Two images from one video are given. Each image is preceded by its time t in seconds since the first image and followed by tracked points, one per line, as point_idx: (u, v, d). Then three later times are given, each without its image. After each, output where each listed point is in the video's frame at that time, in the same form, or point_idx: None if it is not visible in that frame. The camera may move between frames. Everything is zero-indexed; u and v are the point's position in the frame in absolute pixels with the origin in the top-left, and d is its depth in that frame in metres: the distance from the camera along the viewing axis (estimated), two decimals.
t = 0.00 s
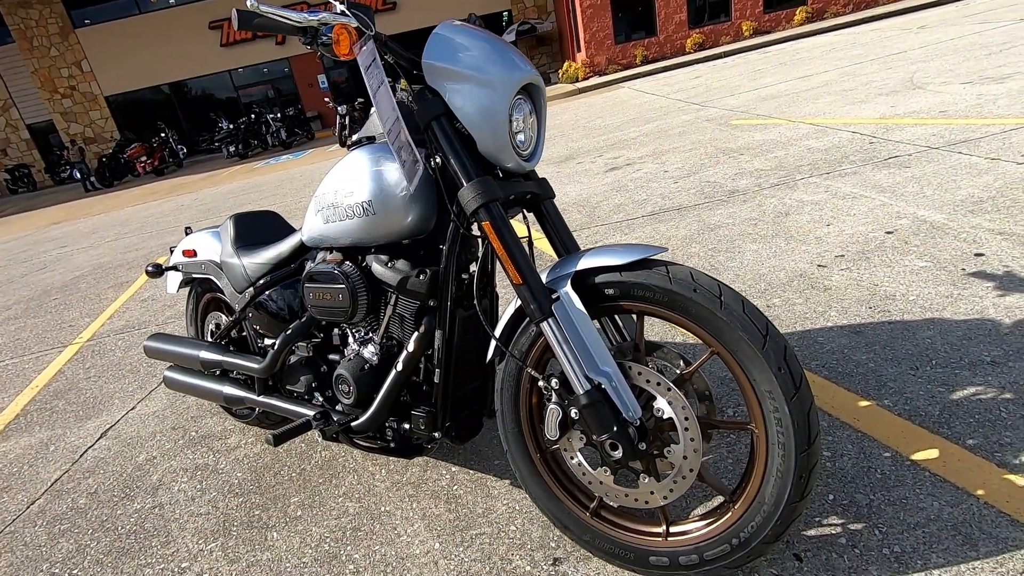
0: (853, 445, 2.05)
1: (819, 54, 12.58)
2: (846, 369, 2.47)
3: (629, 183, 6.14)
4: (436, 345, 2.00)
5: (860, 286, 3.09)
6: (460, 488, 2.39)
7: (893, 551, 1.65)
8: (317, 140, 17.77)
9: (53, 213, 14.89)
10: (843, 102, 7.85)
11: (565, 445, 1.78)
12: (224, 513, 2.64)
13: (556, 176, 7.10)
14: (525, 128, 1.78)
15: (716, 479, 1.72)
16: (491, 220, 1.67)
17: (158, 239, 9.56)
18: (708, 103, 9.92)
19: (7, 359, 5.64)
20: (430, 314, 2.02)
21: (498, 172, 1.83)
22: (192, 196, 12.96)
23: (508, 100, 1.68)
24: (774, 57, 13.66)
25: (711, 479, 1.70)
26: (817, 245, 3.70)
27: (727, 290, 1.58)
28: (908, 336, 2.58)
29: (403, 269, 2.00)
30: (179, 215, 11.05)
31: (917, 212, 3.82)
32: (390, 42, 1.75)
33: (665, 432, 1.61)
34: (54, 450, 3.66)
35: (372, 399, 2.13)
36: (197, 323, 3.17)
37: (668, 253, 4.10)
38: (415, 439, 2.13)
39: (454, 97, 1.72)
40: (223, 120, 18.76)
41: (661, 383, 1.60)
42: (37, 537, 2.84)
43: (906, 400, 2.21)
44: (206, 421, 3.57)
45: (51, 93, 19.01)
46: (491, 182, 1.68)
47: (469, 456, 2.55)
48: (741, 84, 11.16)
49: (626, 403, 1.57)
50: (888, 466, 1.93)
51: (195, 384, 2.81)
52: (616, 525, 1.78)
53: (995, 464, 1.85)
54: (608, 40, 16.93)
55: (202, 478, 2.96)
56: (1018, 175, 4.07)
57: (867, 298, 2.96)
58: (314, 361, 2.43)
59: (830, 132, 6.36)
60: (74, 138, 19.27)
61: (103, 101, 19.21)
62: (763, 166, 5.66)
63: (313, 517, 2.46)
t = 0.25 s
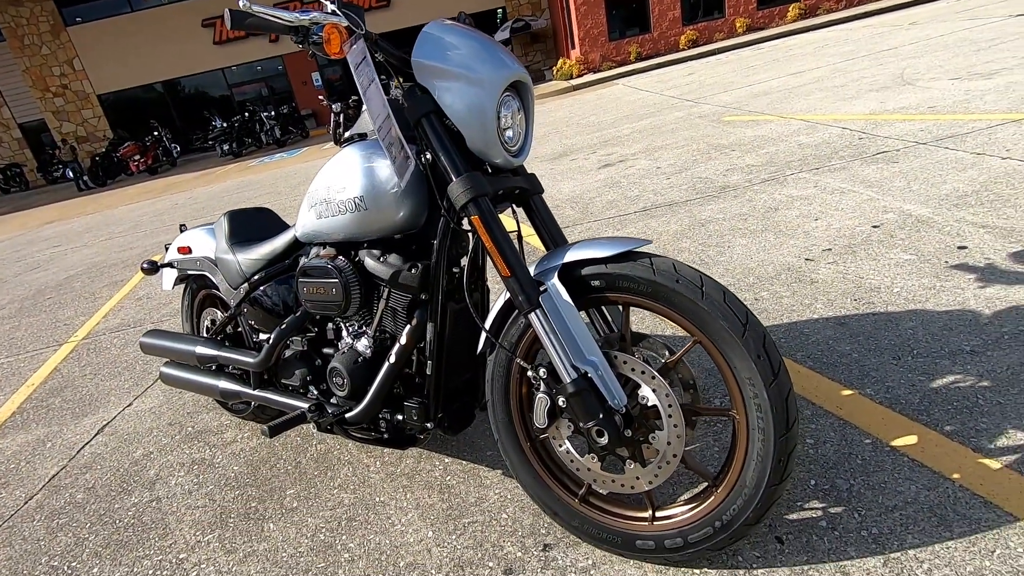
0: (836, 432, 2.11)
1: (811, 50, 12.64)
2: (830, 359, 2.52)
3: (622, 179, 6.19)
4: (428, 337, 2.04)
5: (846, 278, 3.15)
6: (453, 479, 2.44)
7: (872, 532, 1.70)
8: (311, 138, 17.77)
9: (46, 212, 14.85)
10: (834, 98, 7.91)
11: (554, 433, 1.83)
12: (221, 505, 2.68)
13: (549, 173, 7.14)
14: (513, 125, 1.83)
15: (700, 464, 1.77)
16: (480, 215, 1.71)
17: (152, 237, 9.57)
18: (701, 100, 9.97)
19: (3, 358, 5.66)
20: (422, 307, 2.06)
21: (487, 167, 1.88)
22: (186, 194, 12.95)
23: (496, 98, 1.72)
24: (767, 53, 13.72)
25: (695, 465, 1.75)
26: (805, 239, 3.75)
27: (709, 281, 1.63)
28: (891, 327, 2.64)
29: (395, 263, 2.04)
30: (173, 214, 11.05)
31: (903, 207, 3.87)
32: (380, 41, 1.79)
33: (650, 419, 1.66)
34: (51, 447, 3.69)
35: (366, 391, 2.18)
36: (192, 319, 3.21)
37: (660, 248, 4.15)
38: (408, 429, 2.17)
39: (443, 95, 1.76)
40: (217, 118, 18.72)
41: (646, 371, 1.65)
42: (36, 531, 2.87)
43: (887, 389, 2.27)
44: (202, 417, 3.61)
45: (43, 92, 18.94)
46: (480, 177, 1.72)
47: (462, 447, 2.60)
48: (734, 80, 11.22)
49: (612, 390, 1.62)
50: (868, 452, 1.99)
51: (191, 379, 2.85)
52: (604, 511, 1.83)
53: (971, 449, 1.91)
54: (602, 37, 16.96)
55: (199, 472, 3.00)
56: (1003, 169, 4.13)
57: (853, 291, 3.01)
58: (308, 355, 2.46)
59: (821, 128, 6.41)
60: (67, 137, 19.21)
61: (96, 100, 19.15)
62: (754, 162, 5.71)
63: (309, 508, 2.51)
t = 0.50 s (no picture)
0: (818, 415, 2.17)
1: (805, 43, 12.68)
2: (815, 346, 2.58)
3: (616, 172, 6.23)
4: (421, 325, 2.09)
5: (833, 268, 3.20)
6: (448, 464, 2.49)
7: (850, 509, 1.77)
8: (306, 134, 17.76)
9: (42, 209, 14.84)
10: (827, 91, 7.96)
11: (544, 417, 1.88)
12: (220, 493, 2.74)
13: (543, 167, 7.17)
14: (502, 117, 1.88)
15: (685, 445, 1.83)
16: (470, 205, 1.76)
17: (148, 234, 9.59)
18: (695, 94, 10.01)
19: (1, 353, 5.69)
20: (415, 296, 2.11)
21: (477, 158, 1.92)
22: (181, 191, 12.96)
23: (485, 90, 1.77)
24: (761, 47, 13.76)
25: (680, 446, 1.81)
26: (794, 229, 3.80)
27: (692, 267, 1.68)
28: (875, 315, 2.70)
29: (389, 253, 2.09)
30: (169, 210, 11.06)
31: (891, 198, 3.93)
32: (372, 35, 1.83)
33: (636, 401, 1.71)
34: (52, 439, 3.74)
35: (361, 379, 2.23)
36: (190, 312, 3.25)
37: (651, 239, 4.20)
38: (403, 416, 2.23)
39: (434, 88, 1.80)
40: (211, 114, 18.69)
41: (631, 355, 1.70)
42: (38, 520, 2.92)
43: (869, 373, 2.33)
44: (201, 409, 3.66)
45: (36, 89, 18.88)
46: (470, 168, 1.77)
47: (456, 434, 2.66)
48: (728, 74, 11.25)
49: (599, 373, 1.68)
50: (849, 434, 2.05)
51: (190, 370, 2.90)
52: (593, 492, 1.89)
53: (947, 429, 1.98)
54: (597, 30, 16.96)
55: (198, 462, 3.05)
56: (989, 160, 4.19)
57: (839, 280, 3.07)
58: (305, 345, 2.52)
59: (812, 120, 6.46)
60: (61, 133, 19.16)
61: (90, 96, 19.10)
62: (746, 154, 5.76)
63: (307, 494, 2.56)
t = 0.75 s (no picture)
0: (798, 405, 2.25)
1: (801, 39, 12.73)
2: (797, 339, 2.66)
3: (609, 169, 6.29)
4: (413, 321, 2.17)
5: (818, 263, 3.28)
6: (441, 455, 2.57)
7: (823, 494, 1.86)
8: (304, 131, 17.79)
9: (40, 208, 14.88)
10: (820, 87, 8.02)
11: (530, 408, 1.96)
12: (220, 485, 2.82)
13: (538, 164, 7.23)
14: (490, 120, 1.95)
15: (666, 433, 1.91)
16: (459, 205, 1.83)
17: (147, 232, 9.64)
18: (690, 90, 10.06)
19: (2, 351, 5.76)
20: (407, 292, 2.19)
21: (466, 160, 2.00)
22: (179, 189, 13.01)
23: (472, 95, 1.84)
24: (757, 43, 13.80)
25: (661, 434, 1.89)
26: (782, 226, 3.87)
27: (669, 263, 1.76)
28: (856, 309, 2.78)
29: (382, 251, 2.16)
30: (167, 209, 11.11)
31: (877, 194, 4.00)
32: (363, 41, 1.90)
33: (617, 392, 1.79)
34: (55, 435, 3.82)
35: (356, 372, 2.31)
36: (190, 309, 3.32)
37: (643, 235, 4.26)
38: (396, 409, 2.31)
39: (423, 92, 1.88)
40: (209, 112, 18.72)
41: (612, 348, 1.78)
42: (43, 513, 3.00)
43: (848, 365, 2.41)
44: (200, 404, 3.73)
45: (33, 87, 18.88)
46: (458, 169, 1.84)
47: (449, 426, 2.74)
48: (723, 70, 11.31)
49: (582, 366, 1.76)
50: (826, 423, 2.14)
51: (190, 365, 2.97)
52: (579, 479, 1.97)
53: (919, 418, 2.06)
54: (594, 27, 16.99)
55: (199, 455, 3.13)
56: (974, 157, 4.26)
57: (823, 275, 3.15)
58: (302, 341, 2.59)
59: (804, 117, 6.52)
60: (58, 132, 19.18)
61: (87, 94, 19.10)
62: (738, 151, 5.82)
63: (304, 485, 2.64)
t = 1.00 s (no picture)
0: (776, 400, 2.28)
1: (796, 35, 12.73)
2: (778, 334, 2.69)
3: (601, 164, 6.30)
4: (395, 315, 2.19)
5: (802, 260, 3.30)
6: (424, 448, 2.59)
7: (796, 487, 1.89)
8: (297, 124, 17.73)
9: (32, 199, 14.79)
10: (812, 84, 8.03)
11: (509, 402, 1.98)
12: (205, 477, 2.83)
13: (530, 158, 7.23)
14: (471, 115, 1.96)
15: (642, 427, 1.94)
16: (437, 200, 1.85)
17: (139, 224, 9.61)
18: (684, 85, 10.06)
19: None
20: (389, 287, 2.20)
21: (447, 155, 2.01)
22: (172, 181, 12.95)
23: (452, 90, 1.86)
24: (752, 38, 13.78)
25: (637, 428, 1.92)
26: (769, 222, 3.89)
27: (645, 259, 1.77)
28: (837, 306, 2.80)
29: (363, 246, 2.18)
30: (159, 201, 11.07)
31: (864, 191, 4.03)
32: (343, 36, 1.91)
33: (593, 385, 1.81)
34: (42, 427, 3.82)
35: (338, 366, 2.32)
36: (177, 302, 3.33)
37: (632, 231, 4.27)
38: (378, 402, 2.32)
39: (403, 88, 1.89)
40: (202, 103, 18.62)
41: (588, 343, 1.81)
42: (28, 504, 3.01)
43: (826, 361, 2.44)
44: (188, 397, 3.74)
45: (25, 77, 18.73)
46: (436, 165, 1.86)
47: (433, 419, 2.76)
48: (718, 66, 11.31)
49: (557, 360, 1.78)
50: (802, 418, 2.16)
51: (175, 358, 2.98)
52: (557, 472, 1.99)
53: (893, 413, 2.09)
54: (590, 21, 16.94)
55: (184, 448, 3.14)
56: (960, 155, 4.29)
57: (806, 271, 3.17)
58: (286, 334, 2.60)
59: (796, 114, 6.53)
60: (51, 122, 19.06)
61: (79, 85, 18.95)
62: (729, 147, 5.83)
63: (288, 477, 2.66)
